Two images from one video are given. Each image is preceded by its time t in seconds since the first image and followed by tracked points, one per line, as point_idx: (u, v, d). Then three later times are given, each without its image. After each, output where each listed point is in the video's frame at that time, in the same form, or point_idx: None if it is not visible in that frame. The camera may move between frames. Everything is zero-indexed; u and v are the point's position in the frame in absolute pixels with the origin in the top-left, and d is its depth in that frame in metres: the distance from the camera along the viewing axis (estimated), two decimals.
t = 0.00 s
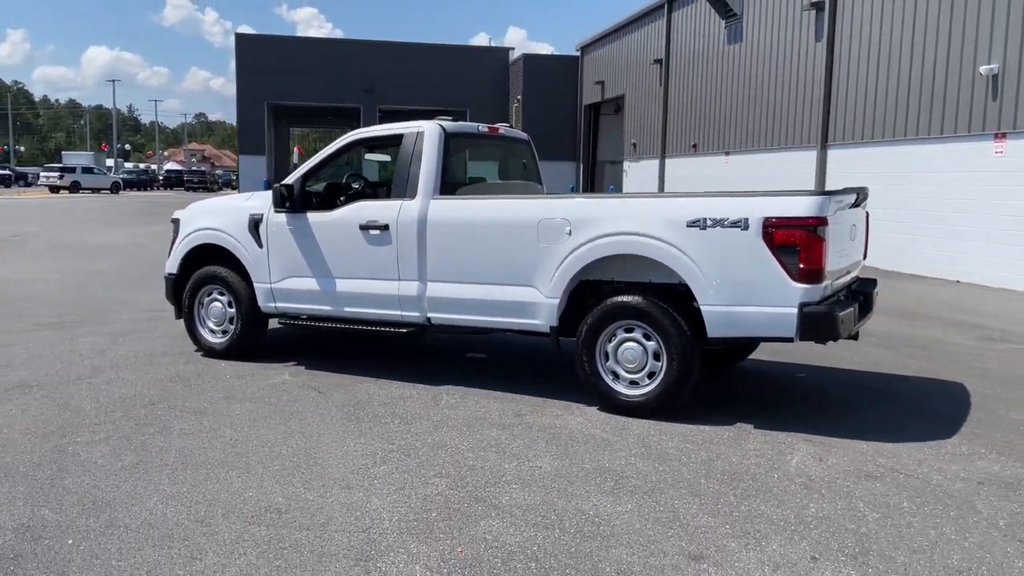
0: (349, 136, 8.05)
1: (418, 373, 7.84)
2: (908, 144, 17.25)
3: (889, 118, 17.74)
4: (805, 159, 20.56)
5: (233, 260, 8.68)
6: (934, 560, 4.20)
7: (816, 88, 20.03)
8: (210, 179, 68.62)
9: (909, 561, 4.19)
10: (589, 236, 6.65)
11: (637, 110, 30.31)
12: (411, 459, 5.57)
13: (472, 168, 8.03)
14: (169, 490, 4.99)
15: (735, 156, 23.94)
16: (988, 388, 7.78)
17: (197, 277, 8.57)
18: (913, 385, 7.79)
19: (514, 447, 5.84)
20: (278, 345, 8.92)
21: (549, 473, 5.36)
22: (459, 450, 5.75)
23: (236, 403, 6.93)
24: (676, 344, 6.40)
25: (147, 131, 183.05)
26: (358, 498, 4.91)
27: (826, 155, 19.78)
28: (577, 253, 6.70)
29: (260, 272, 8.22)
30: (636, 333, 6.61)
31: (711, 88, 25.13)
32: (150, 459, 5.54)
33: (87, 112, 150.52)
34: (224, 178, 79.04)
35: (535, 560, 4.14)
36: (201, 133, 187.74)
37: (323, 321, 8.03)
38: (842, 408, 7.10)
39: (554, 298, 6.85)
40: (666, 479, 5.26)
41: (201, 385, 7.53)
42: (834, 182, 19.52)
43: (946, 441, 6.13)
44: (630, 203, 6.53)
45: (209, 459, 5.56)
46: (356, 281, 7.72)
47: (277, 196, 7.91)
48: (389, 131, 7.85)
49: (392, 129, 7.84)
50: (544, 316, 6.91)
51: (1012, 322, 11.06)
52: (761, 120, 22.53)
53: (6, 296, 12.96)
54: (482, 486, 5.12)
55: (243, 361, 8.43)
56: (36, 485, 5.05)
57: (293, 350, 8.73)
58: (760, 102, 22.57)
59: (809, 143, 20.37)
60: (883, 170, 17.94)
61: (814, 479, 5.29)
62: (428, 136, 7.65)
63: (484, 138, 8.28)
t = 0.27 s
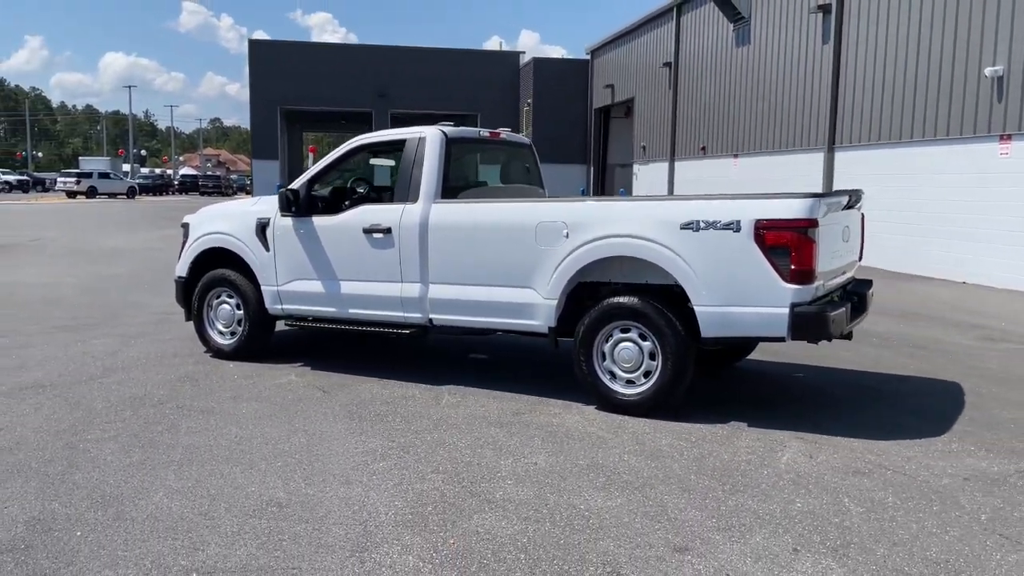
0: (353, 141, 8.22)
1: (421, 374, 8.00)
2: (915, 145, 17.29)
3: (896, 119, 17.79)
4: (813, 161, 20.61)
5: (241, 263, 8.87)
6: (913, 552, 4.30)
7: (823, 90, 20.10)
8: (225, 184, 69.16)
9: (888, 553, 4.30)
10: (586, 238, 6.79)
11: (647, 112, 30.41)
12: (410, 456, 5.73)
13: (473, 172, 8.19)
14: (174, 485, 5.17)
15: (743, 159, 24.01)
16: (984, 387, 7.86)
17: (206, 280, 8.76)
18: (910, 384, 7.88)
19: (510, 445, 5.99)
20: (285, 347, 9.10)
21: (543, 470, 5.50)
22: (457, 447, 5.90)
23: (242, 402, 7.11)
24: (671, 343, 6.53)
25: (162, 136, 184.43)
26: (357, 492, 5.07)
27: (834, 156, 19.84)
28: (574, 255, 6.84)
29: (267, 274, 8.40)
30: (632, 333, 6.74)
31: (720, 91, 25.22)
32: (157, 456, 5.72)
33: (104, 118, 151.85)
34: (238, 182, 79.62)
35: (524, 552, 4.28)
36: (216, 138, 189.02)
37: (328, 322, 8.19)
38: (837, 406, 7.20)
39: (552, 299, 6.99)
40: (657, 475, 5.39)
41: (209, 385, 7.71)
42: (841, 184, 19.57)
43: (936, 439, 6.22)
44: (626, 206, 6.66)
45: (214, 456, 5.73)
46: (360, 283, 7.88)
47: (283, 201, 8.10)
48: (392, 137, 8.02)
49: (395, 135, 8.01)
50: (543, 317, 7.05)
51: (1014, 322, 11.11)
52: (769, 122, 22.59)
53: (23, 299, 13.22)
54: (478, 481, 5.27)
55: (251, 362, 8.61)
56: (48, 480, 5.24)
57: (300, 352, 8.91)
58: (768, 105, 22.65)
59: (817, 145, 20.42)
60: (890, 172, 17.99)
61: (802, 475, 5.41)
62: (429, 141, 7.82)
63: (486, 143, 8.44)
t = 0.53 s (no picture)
0: (354, 146, 8.39)
1: (420, 374, 8.15)
2: (921, 147, 17.31)
3: (903, 121, 17.82)
4: (820, 163, 20.66)
5: (245, 266, 9.05)
6: (888, 546, 4.39)
7: (829, 93, 20.15)
8: (240, 190, 69.69)
9: (864, 547, 4.39)
10: (579, 240, 6.91)
11: (657, 116, 30.50)
12: (404, 453, 5.87)
13: (470, 176, 8.33)
14: (174, 481, 5.33)
15: (751, 162, 24.07)
16: (978, 386, 7.92)
17: (211, 283, 8.94)
18: (903, 384, 7.95)
19: (503, 443, 6.12)
20: (289, 348, 9.27)
21: (533, 467, 5.63)
22: (451, 445, 6.04)
23: (245, 402, 7.28)
24: (663, 343, 6.64)
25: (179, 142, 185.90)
26: (350, 488, 5.21)
27: (841, 159, 19.89)
28: (568, 257, 6.96)
29: (270, 278, 8.57)
30: (625, 334, 6.85)
31: (728, 94, 25.32)
32: (159, 454, 5.89)
33: (121, 125, 153.22)
34: (253, 188, 80.22)
35: (508, 544, 4.40)
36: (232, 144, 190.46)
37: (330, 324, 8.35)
38: (830, 405, 7.29)
39: (546, 301, 7.12)
40: (644, 471, 5.51)
41: (214, 386, 7.88)
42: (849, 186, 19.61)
43: (924, 437, 6.30)
44: (617, 209, 6.78)
45: (214, 453, 5.89)
46: (361, 286, 8.04)
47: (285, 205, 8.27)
48: (392, 141, 8.16)
49: (394, 140, 8.17)
50: (538, 318, 7.18)
51: (1016, 323, 11.14)
52: (776, 125, 22.67)
53: (37, 303, 13.49)
54: (468, 477, 5.40)
55: (255, 363, 8.79)
56: (52, 477, 5.41)
57: (303, 353, 9.07)
58: (775, 107, 22.72)
59: (824, 148, 20.47)
60: (896, 173, 18.02)
61: (787, 472, 5.51)
62: (428, 146, 7.96)
63: (483, 147, 8.57)
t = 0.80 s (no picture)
0: (351, 151, 8.53)
1: (416, 375, 8.27)
2: (927, 148, 17.29)
3: (908, 122, 17.82)
4: (827, 165, 20.66)
5: (246, 269, 9.21)
6: (858, 540, 4.46)
7: (836, 95, 20.16)
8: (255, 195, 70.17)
9: (834, 541, 4.46)
10: (567, 242, 7.01)
11: (666, 119, 30.54)
12: (392, 451, 5.99)
13: (465, 179, 8.44)
14: (166, 478, 5.47)
15: (759, 164, 24.08)
16: (970, 386, 7.95)
17: (212, 286, 9.10)
18: (894, 383, 8.00)
19: (491, 441, 6.22)
20: (289, 350, 9.42)
21: (517, 464, 5.73)
22: (438, 444, 6.15)
23: (242, 402, 7.42)
24: (650, 343, 6.72)
25: (195, 148, 187.33)
26: (336, 485, 5.33)
27: (847, 161, 19.89)
28: (557, 258, 7.07)
29: (269, 280, 8.72)
30: (614, 334, 6.94)
31: (736, 97, 25.35)
32: (154, 451, 6.03)
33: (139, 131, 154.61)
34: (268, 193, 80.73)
35: (485, 538, 4.50)
36: (248, 150, 191.72)
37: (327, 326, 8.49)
38: (819, 404, 7.35)
39: (536, 302, 7.23)
40: (626, 468, 5.60)
41: (212, 386, 8.03)
42: (855, 187, 19.60)
43: (908, 435, 6.36)
44: (604, 211, 6.88)
45: (207, 451, 6.03)
46: (356, 288, 8.17)
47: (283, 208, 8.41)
48: (387, 146, 8.30)
49: (389, 144, 8.30)
50: (529, 318, 7.29)
51: (1016, 324, 11.14)
52: (784, 127, 22.68)
53: (48, 307, 13.72)
54: (453, 474, 5.51)
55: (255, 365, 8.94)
56: (49, 474, 5.57)
57: (303, 355, 9.22)
58: (782, 110, 22.74)
59: (831, 150, 20.47)
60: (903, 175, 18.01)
61: (768, 469, 5.59)
62: (422, 150, 8.09)
63: (478, 151, 8.68)
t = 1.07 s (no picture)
0: (348, 155, 8.60)
1: (412, 377, 8.33)
2: (936, 149, 17.21)
3: (917, 123, 17.74)
4: (837, 167, 20.59)
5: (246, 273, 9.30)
6: (834, 539, 4.47)
7: (845, 97, 20.10)
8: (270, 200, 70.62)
9: (810, 540, 4.47)
10: (558, 244, 7.05)
11: (677, 122, 30.51)
12: (380, 452, 6.05)
13: (460, 182, 8.49)
14: (156, 477, 5.56)
15: (770, 167, 24.02)
16: (966, 387, 7.92)
17: (213, 289, 9.20)
18: (890, 385, 7.98)
19: (479, 442, 6.27)
20: (290, 353, 9.51)
21: (504, 464, 5.77)
22: (427, 444, 6.20)
23: (238, 403, 7.51)
24: (640, 345, 6.75)
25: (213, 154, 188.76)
26: (322, 485, 5.39)
27: (856, 162, 19.82)
28: (548, 260, 7.11)
29: (268, 284, 8.82)
30: (605, 335, 6.97)
31: (746, 99, 25.31)
32: (147, 452, 6.13)
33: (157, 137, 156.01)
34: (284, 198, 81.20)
35: (462, 537, 4.54)
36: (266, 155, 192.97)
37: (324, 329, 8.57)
38: (812, 405, 7.35)
39: (528, 303, 7.27)
40: (611, 469, 5.63)
41: (211, 388, 8.13)
42: (864, 189, 19.53)
43: (897, 436, 6.35)
44: (594, 213, 6.92)
45: (199, 451, 6.12)
46: (353, 291, 8.25)
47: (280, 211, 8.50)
48: (383, 149, 8.37)
49: (385, 148, 8.37)
50: (521, 320, 7.33)
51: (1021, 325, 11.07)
52: (794, 129, 22.63)
53: (58, 311, 13.90)
54: (438, 474, 5.56)
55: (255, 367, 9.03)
56: (42, 473, 5.67)
57: (303, 358, 9.31)
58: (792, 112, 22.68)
59: (840, 151, 20.41)
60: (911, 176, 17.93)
61: (753, 469, 5.60)
62: (417, 153, 8.15)
63: (474, 154, 8.73)
